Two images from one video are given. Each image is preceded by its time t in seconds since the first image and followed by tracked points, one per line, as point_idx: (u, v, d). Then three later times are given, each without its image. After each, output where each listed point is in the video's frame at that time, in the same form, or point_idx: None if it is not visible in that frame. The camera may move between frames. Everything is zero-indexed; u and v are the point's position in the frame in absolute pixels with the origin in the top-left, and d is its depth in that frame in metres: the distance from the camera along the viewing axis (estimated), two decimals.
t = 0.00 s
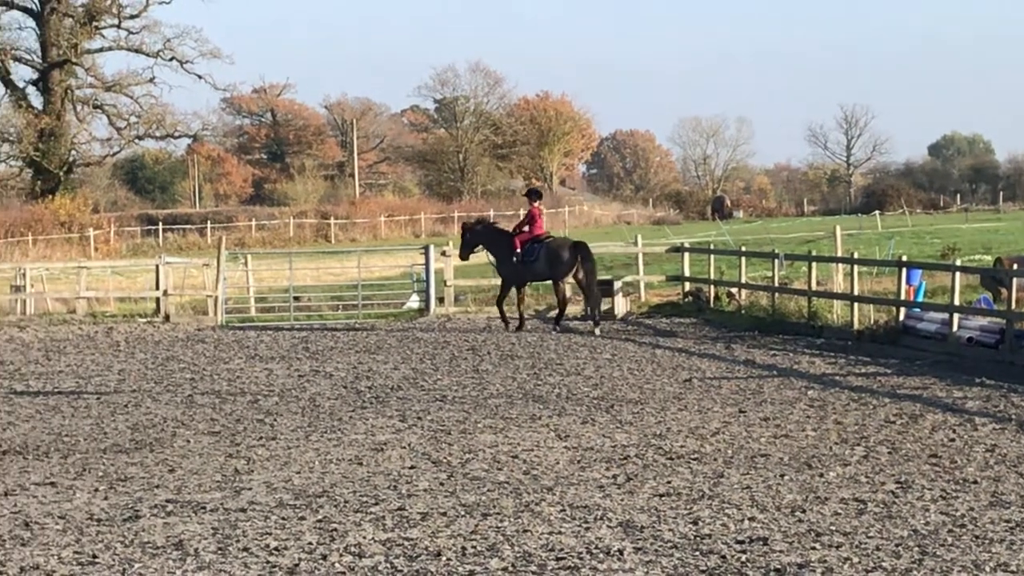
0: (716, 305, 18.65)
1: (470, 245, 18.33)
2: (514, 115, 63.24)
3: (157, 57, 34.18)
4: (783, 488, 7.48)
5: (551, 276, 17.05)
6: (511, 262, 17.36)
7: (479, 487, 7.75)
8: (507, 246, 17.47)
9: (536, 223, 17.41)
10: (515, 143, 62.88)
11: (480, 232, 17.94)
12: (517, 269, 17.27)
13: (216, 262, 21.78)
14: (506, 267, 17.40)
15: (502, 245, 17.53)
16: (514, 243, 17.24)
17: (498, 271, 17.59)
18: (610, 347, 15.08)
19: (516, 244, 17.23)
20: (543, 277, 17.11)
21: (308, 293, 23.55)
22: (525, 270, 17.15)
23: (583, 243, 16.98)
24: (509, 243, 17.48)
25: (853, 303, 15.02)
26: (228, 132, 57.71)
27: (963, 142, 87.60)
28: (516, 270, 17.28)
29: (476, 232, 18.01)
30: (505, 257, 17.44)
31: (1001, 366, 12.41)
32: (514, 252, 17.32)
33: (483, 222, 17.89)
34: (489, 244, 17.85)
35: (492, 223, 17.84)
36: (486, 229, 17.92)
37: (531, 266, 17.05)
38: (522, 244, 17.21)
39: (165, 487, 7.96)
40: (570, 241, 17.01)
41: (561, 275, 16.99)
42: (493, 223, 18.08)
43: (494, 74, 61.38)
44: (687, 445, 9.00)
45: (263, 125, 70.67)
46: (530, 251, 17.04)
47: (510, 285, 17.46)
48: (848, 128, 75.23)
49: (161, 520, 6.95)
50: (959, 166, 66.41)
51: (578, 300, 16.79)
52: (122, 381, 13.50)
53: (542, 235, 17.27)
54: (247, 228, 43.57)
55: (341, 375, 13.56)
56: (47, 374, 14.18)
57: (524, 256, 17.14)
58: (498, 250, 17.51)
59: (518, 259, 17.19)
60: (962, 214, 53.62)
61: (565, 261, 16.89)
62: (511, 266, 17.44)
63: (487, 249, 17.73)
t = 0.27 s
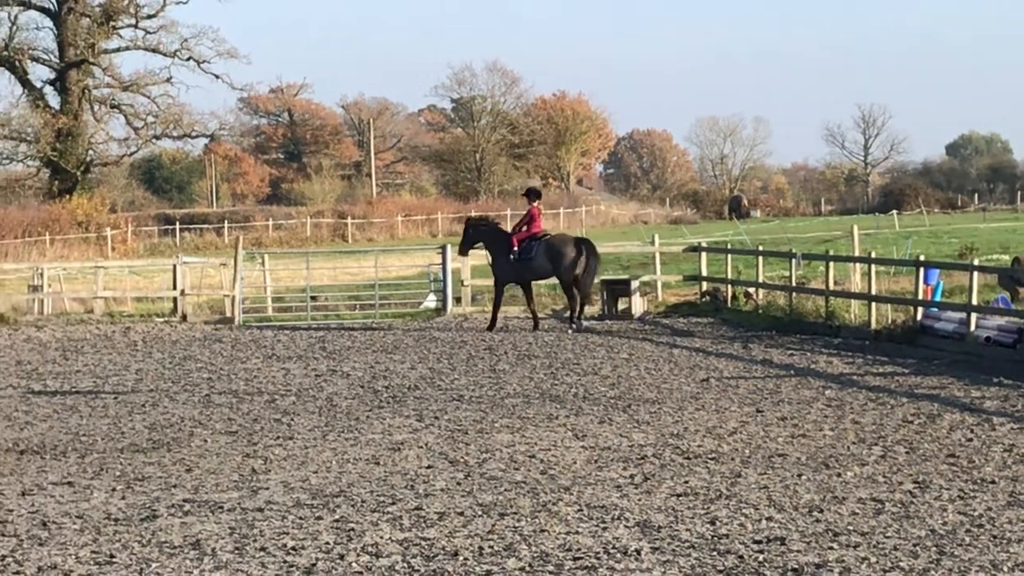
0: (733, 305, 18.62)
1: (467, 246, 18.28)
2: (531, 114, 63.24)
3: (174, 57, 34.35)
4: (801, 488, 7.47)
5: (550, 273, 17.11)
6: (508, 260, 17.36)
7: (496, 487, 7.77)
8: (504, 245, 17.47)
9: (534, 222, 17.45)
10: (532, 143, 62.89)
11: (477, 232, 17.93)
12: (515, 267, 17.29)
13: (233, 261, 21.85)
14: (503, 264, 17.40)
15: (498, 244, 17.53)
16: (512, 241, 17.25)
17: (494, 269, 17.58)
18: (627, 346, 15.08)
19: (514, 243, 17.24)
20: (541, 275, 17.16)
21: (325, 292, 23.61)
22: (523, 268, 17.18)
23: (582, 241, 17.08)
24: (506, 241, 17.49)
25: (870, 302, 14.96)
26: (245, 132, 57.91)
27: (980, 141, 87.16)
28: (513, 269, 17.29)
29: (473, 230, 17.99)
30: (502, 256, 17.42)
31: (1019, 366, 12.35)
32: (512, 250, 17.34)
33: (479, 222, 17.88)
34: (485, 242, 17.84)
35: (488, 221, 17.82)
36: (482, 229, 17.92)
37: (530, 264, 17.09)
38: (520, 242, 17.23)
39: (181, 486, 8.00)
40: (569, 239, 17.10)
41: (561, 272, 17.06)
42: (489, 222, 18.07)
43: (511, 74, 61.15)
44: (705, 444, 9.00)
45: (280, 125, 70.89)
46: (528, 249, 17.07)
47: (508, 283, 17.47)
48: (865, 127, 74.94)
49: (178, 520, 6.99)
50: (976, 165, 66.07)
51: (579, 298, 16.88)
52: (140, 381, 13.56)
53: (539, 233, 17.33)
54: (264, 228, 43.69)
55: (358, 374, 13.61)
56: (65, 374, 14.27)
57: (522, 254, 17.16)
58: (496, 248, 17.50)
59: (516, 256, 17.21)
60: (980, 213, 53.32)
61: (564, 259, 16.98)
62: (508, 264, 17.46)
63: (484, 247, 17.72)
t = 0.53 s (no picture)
0: (744, 307, 18.61)
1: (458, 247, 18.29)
2: (543, 116, 63.27)
3: (186, 59, 34.49)
4: (813, 490, 7.46)
5: (544, 276, 17.21)
6: (502, 263, 17.43)
7: (507, 489, 7.78)
8: (498, 247, 17.53)
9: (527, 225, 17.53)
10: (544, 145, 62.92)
11: (468, 234, 17.95)
12: (509, 270, 17.37)
13: (245, 263, 21.92)
14: (496, 267, 17.47)
15: (492, 246, 17.57)
16: (505, 244, 17.32)
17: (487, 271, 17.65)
18: (639, 349, 15.09)
19: (507, 246, 17.31)
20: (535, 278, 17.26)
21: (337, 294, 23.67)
22: (517, 271, 17.27)
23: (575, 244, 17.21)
24: (499, 244, 17.56)
25: (882, 305, 14.94)
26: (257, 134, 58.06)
27: (993, 144, 86.91)
28: (507, 272, 17.37)
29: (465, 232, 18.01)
30: (496, 259, 17.49)
31: None
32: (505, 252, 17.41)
33: (471, 224, 17.90)
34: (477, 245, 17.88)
35: (480, 224, 17.86)
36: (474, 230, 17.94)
37: (524, 267, 17.18)
38: (513, 245, 17.30)
39: (193, 488, 8.03)
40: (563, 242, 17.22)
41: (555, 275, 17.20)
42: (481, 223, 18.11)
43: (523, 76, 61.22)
44: (716, 446, 9.00)
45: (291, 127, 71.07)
46: (522, 253, 17.16)
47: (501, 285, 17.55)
48: (877, 129, 74.77)
49: (189, 522, 7.02)
50: (988, 168, 65.86)
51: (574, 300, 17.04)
52: (151, 383, 13.62)
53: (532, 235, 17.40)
54: (276, 230, 43.82)
55: (369, 376, 13.64)
56: (77, 376, 14.34)
57: (515, 257, 17.25)
58: (489, 251, 17.55)
59: (510, 259, 17.28)
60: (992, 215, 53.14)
61: (559, 262, 17.11)
62: (501, 267, 17.55)
63: (477, 250, 17.75)
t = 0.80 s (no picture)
0: (755, 311, 18.58)
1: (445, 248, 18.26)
2: (553, 120, 63.31)
3: (196, 63, 34.61)
4: (823, 495, 7.45)
5: (539, 280, 17.40)
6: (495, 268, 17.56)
7: (517, 493, 7.79)
8: (489, 252, 17.63)
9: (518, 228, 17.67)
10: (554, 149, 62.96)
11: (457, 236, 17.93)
12: (503, 275, 17.50)
13: (255, 268, 21.97)
14: (489, 271, 17.59)
15: (484, 251, 17.63)
16: (498, 249, 17.43)
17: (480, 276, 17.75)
18: (649, 353, 15.08)
19: (501, 251, 17.41)
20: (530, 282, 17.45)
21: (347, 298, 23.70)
22: (512, 276, 17.42)
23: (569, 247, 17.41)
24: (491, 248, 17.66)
25: (893, 309, 14.91)
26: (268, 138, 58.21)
27: (1004, 148, 86.70)
28: (501, 276, 17.50)
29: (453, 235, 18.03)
30: (489, 263, 17.57)
31: None
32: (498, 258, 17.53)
33: (459, 226, 17.88)
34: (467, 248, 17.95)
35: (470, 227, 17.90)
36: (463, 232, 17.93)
37: (519, 272, 17.34)
38: (507, 250, 17.42)
39: (204, 492, 8.06)
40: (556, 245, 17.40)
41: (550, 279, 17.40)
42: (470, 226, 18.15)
43: (533, 81, 61.35)
44: (727, 451, 9.00)
45: (302, 131, 71.24)
46: (517, 258, 17.30)
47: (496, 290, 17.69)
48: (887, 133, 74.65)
49: (200, 526, 7.04)
50: (999, 172, 65.68)
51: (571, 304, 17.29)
52: (162, 387, 13.65)
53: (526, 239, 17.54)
54: (286, 234, 43.89)
55: (379, 380, 13.66)
56: (88, 379, 14.38)
57: (510, 263, 17.38)
58: (481, 255, 17.61)
59: (505, 264, 17.40)
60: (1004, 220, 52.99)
61: (554, 266, 17.29)
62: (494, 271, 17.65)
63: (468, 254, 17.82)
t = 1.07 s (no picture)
0: (767, 315, 18.55)
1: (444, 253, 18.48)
2: (565, 124, 63.32)
3: (209, 67, 34.74)
4: (836, 499, 7.44)
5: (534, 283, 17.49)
6: (491, 272, 17.73)
7: (530, 496, 7.80)
8: (485, 256, 17.82)
9: (512, 233, 17.85)
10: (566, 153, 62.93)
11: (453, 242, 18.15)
12: (499, 278, 17.64)
13: (267, 271, 22.01)
14: (486, 276, 17.77)
15: (480, 255, 17.83)
16: (493, 253, 17.62)
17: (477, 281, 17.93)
18: (661, 356, 15.06)
19: (496, 255, 17.57)
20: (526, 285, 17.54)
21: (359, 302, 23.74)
22: (507, 279, 17.54)
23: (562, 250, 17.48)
24: (487, 252, 17.84)
25: (905, 313, 14.87)
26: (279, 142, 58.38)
27: (1017, 152, 86.40)
28: (498, 280, 17.65)
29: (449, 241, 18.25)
30: (485, 268, 17.75)
31: None
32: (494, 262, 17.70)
33: (456, 232, 18.11)
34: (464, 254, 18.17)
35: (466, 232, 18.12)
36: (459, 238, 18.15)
37: (513, 276, 17.45)
38: (502, 255, 17.57)
39: (216, 496, 8.09)
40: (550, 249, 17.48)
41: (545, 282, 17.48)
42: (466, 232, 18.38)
43: (545, 84, 61.42)
44: (739, 454, 8.99)
45: (314, 134, 71.42)
46: (511, 261, 17.43)
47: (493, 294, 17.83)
48: (899, 136, 74.44)
49: (213, 529, 7.07)
50: (1012, 176, 65.44)
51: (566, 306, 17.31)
52: (174, 390, 13.69)
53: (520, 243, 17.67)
54: (298, 237, 43.97)
55: (391, 384, 13.68)
56: (100, 383, 14.46)
57: (505, 266, 17.52)
58: (478, 260, 17.81)
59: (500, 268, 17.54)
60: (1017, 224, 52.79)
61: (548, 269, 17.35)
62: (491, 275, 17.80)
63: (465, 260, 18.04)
